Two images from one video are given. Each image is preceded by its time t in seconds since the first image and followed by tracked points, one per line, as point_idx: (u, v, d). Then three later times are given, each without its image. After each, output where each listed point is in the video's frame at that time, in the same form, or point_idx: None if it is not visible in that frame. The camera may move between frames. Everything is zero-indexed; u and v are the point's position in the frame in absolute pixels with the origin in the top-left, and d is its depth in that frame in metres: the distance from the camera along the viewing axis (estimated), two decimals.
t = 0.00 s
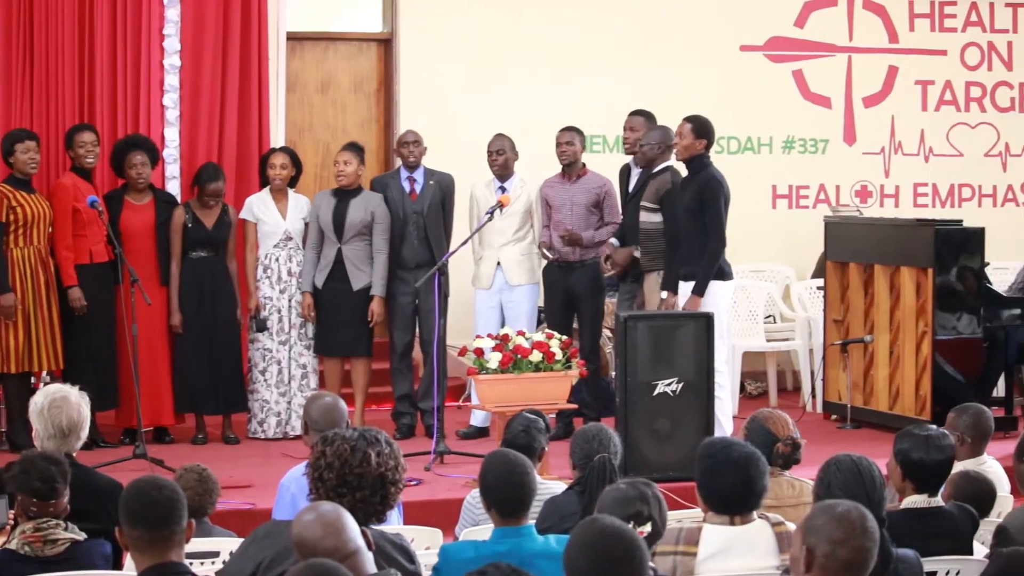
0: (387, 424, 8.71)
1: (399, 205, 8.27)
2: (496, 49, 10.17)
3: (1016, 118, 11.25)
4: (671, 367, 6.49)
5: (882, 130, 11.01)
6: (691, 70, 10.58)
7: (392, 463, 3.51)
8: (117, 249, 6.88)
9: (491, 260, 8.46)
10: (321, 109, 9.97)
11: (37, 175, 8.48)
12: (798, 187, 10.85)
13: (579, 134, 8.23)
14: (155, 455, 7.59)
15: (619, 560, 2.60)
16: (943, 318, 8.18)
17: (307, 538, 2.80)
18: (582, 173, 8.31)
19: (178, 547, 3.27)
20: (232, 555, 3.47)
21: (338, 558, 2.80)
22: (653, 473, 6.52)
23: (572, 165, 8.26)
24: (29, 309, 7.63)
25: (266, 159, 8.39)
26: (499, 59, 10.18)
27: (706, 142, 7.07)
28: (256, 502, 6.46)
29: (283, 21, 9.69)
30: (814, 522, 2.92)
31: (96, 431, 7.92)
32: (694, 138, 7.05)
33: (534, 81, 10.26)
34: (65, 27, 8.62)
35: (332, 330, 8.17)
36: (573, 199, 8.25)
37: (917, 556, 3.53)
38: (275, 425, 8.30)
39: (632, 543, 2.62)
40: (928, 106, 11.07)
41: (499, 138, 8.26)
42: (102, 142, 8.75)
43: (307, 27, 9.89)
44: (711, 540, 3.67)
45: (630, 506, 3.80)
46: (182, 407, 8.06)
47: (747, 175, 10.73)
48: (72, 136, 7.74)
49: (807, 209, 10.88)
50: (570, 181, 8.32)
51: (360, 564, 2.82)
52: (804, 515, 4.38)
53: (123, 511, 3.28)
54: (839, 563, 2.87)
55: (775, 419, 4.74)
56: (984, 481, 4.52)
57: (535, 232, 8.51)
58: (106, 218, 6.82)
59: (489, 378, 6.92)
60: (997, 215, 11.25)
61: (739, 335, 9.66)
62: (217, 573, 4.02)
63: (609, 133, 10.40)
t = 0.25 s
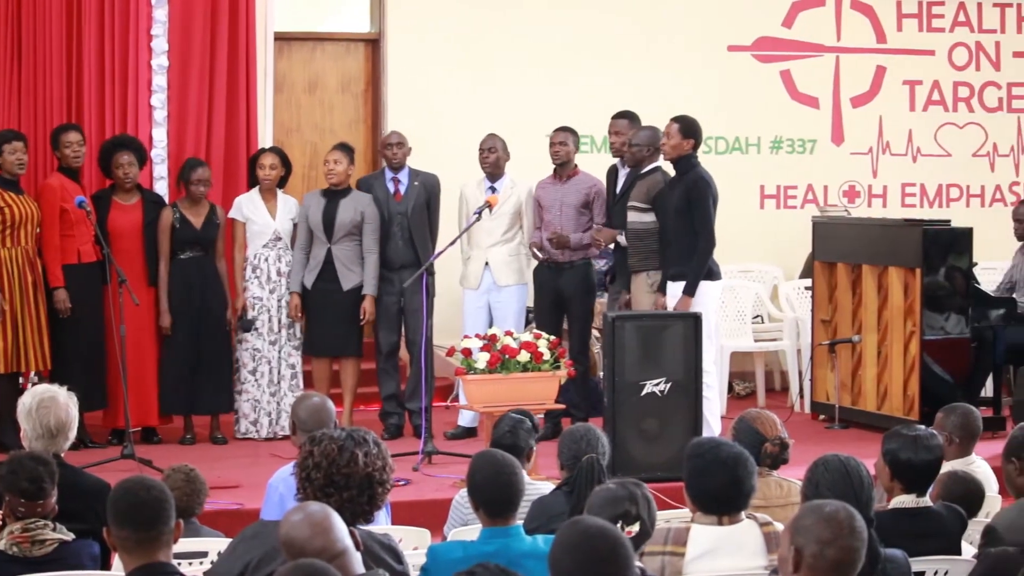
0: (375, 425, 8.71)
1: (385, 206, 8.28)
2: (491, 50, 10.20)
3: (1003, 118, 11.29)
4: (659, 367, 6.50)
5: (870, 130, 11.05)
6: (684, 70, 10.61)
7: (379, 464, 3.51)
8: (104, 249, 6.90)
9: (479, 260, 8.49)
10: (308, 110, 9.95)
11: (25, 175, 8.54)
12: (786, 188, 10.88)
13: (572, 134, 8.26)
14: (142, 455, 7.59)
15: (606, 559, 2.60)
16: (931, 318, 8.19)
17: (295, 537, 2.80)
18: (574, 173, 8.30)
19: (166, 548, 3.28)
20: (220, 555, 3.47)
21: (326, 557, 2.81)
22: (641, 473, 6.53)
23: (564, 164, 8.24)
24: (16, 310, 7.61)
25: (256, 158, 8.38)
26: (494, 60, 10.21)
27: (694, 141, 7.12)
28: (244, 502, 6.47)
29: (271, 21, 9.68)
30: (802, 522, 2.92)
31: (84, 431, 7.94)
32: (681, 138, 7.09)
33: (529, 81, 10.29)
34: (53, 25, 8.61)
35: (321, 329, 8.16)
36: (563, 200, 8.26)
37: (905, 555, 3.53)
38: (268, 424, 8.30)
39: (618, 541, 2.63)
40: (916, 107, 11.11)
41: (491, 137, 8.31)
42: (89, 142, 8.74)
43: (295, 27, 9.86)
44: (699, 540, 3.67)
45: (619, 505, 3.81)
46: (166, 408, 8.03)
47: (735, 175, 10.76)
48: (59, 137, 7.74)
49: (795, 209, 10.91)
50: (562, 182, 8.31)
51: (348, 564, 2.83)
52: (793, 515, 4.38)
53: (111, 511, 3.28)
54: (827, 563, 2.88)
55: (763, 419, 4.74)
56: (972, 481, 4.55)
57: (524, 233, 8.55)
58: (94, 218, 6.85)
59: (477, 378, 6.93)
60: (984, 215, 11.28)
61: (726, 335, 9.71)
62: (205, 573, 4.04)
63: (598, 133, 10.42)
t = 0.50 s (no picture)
0: (367, 425, 8.71)
1: (376, 207, 8.20)
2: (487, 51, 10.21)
3: (995, 118, 11.35)
4: (651, 367, 6.51)
5: (861, 130, 11.09)
6: (679, 71, 10.64)
7: (353, 458, 3.56)
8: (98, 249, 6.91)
9: (471, 261, 8.49)
10: (300, 110, 9.94)
11: (16, 177, 8.48)
12: (778, 188, 10.91)
13: (567, 135, 8.22)
14: (135, 455, 7.60)
15: (599, 559, 2.61)
16: (923, 318, 8.18)
17: (287, 538, 2.82)
18: (567, 173, 8.28)
19: (158, 548, 3.31)
20: (213, 556, 3.50)
21: (319, 557, 2.82)
22: (633, 473, 6.53)
23: (559, 165, 8.21)
24: (9, 311, 7.60)
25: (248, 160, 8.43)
26: (490, 61, 10.22)
27: (685, 141, 7.13)
28: (236, 502, 6.48)
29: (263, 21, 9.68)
30: (795, 522, 2.93)
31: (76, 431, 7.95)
32: (672, 138, 7.09)
33: (525, 81, 10.32)
34: (45, 26, 8.61)
35: (313, 330, 8.17)
36: (555, 200, 8.23)
37: (897, 555, 3.55)
38: (266, 426, 8.36)
39: (607, 543, 2.63)
40: (907, 107, 11.15)
41: (486, 137, 8.27)
42: (81, 142, 8.70)
43: (288, 27, 9.86)
44: (692, 540, 3.67)
45: (611, 506, 3.82)
46: (161, 409, 8.08)
47: (726, 175, 10.79)
48: (50, 137, 7.72)
49: (787, 209, 10.93)
50: (555, 182, 8.28)
51: (342, 563, 2.84)
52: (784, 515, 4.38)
53: (104, 511, 3.32)
54: (820, 563, 2.88)
55: (755, 419, 4.73)
56: (964, 481, 4.58)
57: (515, 234, 8.57)
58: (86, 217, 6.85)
59: (468, 378, 6.94)
60: (974, 215, 11.34)
61: (718, 335, 9.74)
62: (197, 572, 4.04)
63: (589, 133, 10.45)
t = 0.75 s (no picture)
0: (357, 425, 8.72)
1: (367, 206, 8.23)
2: (483, 51, 10.24)
3: (986, 117, 11.36)
4: (642, 366, 6.51)
5: (852, 130, 11.10)
6: (674, 71, 10.65)
7: (333, 455, 3.60)
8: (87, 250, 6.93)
9: (458, 261, 8.48)
10: (291, 110, 9.91)
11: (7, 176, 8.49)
12: (768, 188, 10.92)
13: (559, 134, 8.29)
14: (124, 456, 7.61)
15: (585, 558, 2.61)
16: (914, 318, 8.18)
17: (276, 537, 2.84)
18: (558, 173, 8.32)
19: (147, 548, 3.33)
20: (203, 555, 3.51)
21: (308, 558, 2.84)
22: (623, 473, 6.55)
23: (550, 165, 8.28)
24: None
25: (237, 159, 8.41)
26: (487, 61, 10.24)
27: (676, 142, 7.14)
28: (226, 502, 6.49)
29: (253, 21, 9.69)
30: (785, 522, 2.92)
31: (67, 431, 7.94)
32: (664, 138, 7.11)
33: (521, 81, 10.34)
34: (36, 24, 8.62)
35: (304, 329, 8.18)
36: (545, 199, 8.28)
37: (887, 556, 3.55)
38: (256, 426, 8.35)
39: (595, 544, 2.63)
40: (898, 107, 11.16)
41: (475, 136, 8.33)
42: (71, 141, 8.71)
43: (279, 28, 9.85)
44: (682, 539, 3.68)
45: (601, 506, 3.83)
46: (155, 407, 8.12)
47: (717, 174, 10.79)
48: (41, 137, 7.72)
49: (777, 209, 10.93)
50: (546, 182, 8.33)
51: (330, 564, 2.87)
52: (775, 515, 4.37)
53: (94, 512, 3.35)
54: (809, 562, 2.88)
55: (745, 420, 4.74)
56: (955, 481, 4.58)
57: (502, 235, 8.57)
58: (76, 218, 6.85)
59: (458, 378, 6.95)
60: (965, 215, 11.35)
61: (708, 335, 9.75)
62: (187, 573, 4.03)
63: (580, 133, 10.46)
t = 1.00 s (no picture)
0: (340, 425, 8.72)
1: (352, 207, 8.24)
2: (473, 52, 10.29)
3: (969, 118, 11.36)
4: (625, 366, 6.58)
5: (835, 130, 11.12)
6: (662, 71, 10.71)
7: (312, 455, 3.60)
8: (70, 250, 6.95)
9: (439, 261, 8.48)
10: (274, 110, 9.98)
11: None
12: (752, 188, 10.95)
13: (541, 135, 8.27)
14: (108, 456, 7.61)
15: (567, 560, 2.61)
16: (897, 319, 8.20)
17: (259, 539, 2.86)
18: (541, 173, 8.31)
19: (132, 548, 3.35)
20: (189, 554, 3.55)
21: (289, 560, 2.85)
22: (606, 473, 6.60)
23: (533, 165, 8.26)
24: None
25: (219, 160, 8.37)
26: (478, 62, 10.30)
27: (659, 143, 7.13)
28: (209, 502, 6.50)
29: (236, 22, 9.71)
30: (768, 522, 2.93)
31: (50, 431, 7.92)
32: (647, 138, 7.10)
33: (511, 82, 10.39)
34: (19, 26, 8.62)
35: (287, 330, 8.19)
36: (528, 201, 8.26)
37: (869, 555, 3.58)
38: (231, 428, 8.34)
39: (578, 543, 2.63)
40: (882, 107, 11.18)
41: (454, 137, 8.32)
42: (54, 142, 8.72)
43: (262, 28, 9.89)
44: (665, 539, 3.69)
45: (582, 505, 3.68)
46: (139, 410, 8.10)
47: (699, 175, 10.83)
48: (25, 137, 7.69)
49: (760, 209, 10.97)
50: (529, 183, 8.32)
51: (313, 565, 2.88)
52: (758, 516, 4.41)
53: (76, 510, 3.37)
54: (791, 563, 2.88)
55: (728, 420, 4.73)
56: (937, 481, 4.62)
57: (480, 237, 8.58)
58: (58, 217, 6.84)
59: (441, 378, 6.96)
60: (948, 215, 11.36)
61: (691, 335, 9.77)
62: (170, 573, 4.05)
63: (562, 133, 10.50)
